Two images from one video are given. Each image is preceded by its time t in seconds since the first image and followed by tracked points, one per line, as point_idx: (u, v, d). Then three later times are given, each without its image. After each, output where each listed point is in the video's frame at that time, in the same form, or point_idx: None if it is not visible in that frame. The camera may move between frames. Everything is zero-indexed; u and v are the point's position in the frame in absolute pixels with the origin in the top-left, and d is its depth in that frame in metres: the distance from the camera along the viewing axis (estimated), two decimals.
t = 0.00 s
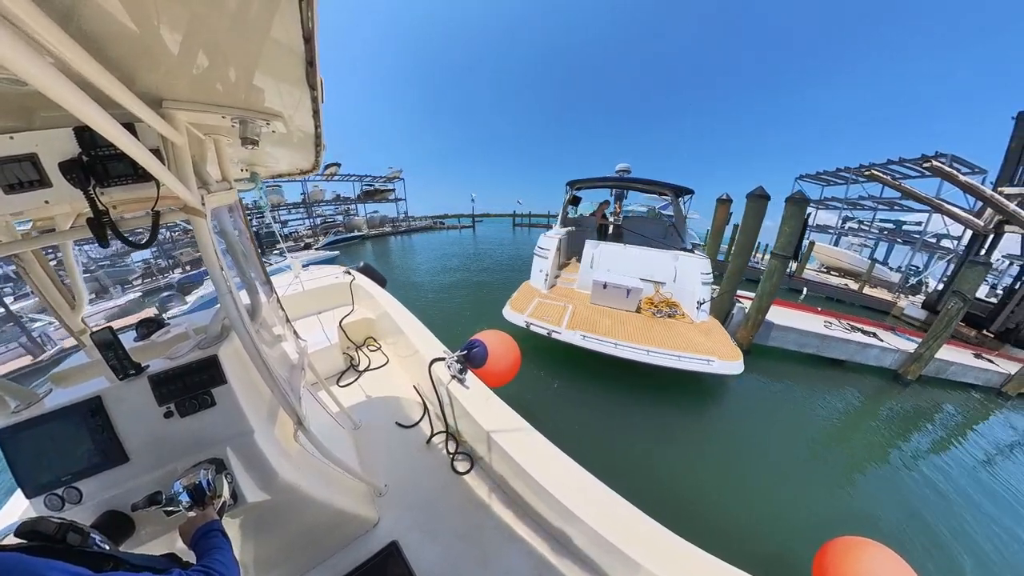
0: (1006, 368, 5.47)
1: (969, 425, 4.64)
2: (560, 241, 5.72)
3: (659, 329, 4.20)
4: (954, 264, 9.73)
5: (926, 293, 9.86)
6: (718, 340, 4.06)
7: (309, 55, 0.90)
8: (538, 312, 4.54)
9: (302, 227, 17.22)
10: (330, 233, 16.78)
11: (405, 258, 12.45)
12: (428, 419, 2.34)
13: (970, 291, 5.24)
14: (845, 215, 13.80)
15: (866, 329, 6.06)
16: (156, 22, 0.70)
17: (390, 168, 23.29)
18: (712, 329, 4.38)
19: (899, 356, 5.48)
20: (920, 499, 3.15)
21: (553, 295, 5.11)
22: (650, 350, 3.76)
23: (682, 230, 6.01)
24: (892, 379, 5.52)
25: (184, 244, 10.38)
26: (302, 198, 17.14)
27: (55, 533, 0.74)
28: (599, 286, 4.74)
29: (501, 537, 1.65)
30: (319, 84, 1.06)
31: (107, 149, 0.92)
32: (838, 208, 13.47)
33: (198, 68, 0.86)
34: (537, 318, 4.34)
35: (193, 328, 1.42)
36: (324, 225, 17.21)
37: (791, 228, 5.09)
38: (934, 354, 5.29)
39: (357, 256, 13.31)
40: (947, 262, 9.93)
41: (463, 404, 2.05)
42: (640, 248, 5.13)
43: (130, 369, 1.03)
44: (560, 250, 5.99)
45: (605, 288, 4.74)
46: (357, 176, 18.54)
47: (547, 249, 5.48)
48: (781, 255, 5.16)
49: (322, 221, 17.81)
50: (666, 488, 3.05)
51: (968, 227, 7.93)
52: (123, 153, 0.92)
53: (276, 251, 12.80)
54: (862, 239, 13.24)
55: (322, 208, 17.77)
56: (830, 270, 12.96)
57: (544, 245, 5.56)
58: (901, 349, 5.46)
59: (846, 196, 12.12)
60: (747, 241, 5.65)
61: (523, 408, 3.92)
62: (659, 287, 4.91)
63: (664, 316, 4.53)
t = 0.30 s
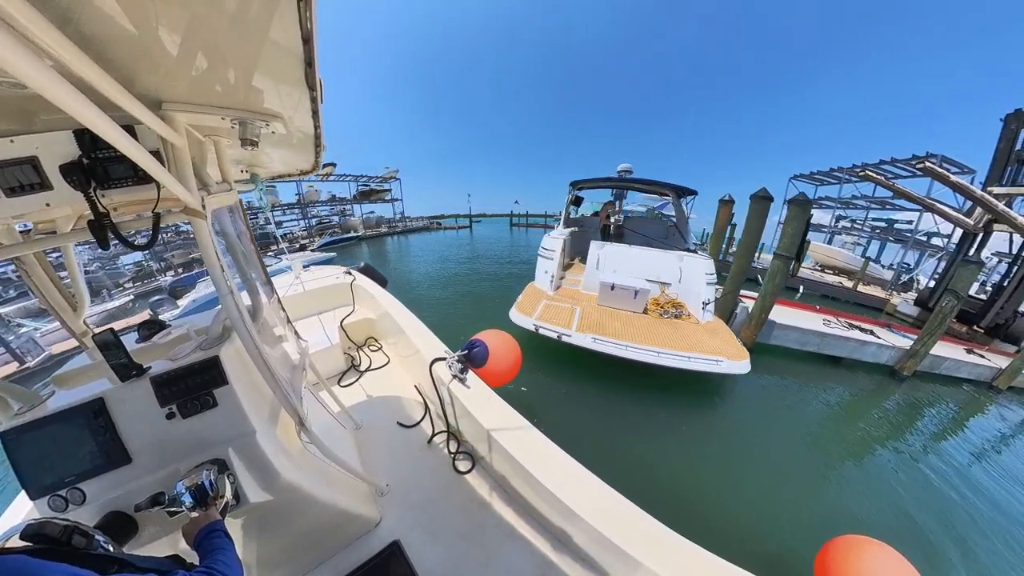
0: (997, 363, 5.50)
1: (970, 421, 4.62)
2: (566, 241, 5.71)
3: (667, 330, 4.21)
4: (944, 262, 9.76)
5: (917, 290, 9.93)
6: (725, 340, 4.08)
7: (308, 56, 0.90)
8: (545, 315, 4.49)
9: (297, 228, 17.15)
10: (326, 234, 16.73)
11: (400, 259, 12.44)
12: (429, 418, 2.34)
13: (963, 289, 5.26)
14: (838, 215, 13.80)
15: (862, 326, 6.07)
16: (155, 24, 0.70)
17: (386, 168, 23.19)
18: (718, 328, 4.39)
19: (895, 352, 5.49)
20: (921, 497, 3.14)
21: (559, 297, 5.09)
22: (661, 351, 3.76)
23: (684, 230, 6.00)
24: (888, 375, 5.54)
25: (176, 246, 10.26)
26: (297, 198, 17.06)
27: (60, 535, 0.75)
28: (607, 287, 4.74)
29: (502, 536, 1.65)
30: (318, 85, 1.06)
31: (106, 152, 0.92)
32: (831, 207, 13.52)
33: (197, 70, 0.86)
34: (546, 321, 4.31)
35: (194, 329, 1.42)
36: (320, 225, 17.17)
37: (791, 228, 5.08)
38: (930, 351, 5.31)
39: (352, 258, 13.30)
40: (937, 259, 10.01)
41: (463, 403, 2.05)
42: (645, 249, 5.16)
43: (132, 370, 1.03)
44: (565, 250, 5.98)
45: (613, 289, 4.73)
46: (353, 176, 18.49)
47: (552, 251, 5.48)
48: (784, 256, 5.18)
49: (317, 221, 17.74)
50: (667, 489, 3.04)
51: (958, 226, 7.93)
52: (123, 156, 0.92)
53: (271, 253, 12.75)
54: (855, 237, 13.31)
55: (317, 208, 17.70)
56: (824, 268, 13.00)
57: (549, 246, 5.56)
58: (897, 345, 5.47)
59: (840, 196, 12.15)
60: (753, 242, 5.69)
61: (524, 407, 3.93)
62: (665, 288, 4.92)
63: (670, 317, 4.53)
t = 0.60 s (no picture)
0: (988, 358, 5.56)
1: (970, 417, 4.62)
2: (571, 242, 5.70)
3: (675, 332, 4.22)
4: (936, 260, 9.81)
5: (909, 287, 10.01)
6: (730, 340, 4.10)
7: (306, 56, 0.90)
8: (554, 318, 4.45)
9: (292, 229, 17.08)
10: (322, 236, 16.70)
11: (395, 260, 12.45)
12: (430, 417, 2.35)
13: (957, 287, 5.30)
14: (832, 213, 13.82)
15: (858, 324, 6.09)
16: (152, 26, 0.70)
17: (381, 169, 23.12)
18: (725, 328, 4.44)
19: (890, 348, 5.52)
20: (922, 494, 3.14)
21: (566, 299, 5.08)
22: (670, 353, 3.77)
23: (686, 230, 6.00)
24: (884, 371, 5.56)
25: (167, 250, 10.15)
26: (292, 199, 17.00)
27: (68, 537, 0.75)
28: (614, 289, 4.81)
29: (505, 534, 1.66)
30: (317, 85, 1.06)
31: (106, 154, 0.92)
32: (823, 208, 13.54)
33: (195, 71, 0.86)
34: (554, 324, 4.28)
35: (196, 330, 1.43)
36: (316, 227, 17.11)
37: (791, 227, 5.09)
38: (925, 347, 5.33)
39: (349, 260, 13.31)
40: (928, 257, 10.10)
41: (464, 402, 2.07)
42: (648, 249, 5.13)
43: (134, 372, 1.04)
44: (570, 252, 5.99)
45: (619, 291, 4.77)
46: (349, 176, 18.46)
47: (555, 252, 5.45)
48: (786, 256, 5.16)
49: (313, 223, 17.73)
50: (668, 488, 3.03)
51: (948, 225, 7.95)
52: (122, 158, 0.92)
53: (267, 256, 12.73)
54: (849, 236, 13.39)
55: (313, 209, 17.70)
56: (818, 266, 13.07)
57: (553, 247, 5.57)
58: (892, 342, 5.49)
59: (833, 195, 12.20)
60: (753, 243, 5.64)
61: (525, 405, 3.94)
62: (670, 288, 4.86)
63: (676, 318, 4.58)
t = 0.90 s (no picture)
0: (979, 353, 5.66)
1: (969, 413, 4.65)
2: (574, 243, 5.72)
3: (682, 333, 4.22)
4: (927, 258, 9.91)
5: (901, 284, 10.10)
6: (735, 339, 4.14)
7: (304, 56, 0.89)
8: (561, 321, 4.41)
9: (287, 230, 17.02)
10: (317, 237, 16.65)
11: (390, 262, 12.41)
12: (431, 417, 2.36)
13: (950, 285, 5.36)
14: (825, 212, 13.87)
15: (854, 321, 6.13)
16: (150, 26, 0.70)
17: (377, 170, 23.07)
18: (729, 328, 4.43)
19: (886, 345, 5.59)
20: (923, 491, 3.15)
21: (572, 301, 5.02)
22: (679, 354, 3.77)
23: (687, 229, 5.99)
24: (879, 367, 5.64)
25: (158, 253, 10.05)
26: (286, 200, 16.95)
27: (71, 538, 0.77)
28: (620, 290, 4.71)
29: (505, 533, 1.67)
30: (315, 85, 1.05)
31: (104, 156, 0.92)
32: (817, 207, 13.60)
33: (193, 72, 0.86)
34: (562, 326, 4.23)
35: (197, 330, 1.43)
36: (311, 228, 17.05)
37: (791, 227, 5.11)
38: (919, 343, 5.41)
39: (344, 261, 13.31)
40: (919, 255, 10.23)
41: (465, 401, 2.07)
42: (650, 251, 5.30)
43: (136, 372, 1.04)
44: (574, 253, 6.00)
45: (626, 292, 4.71)
46: (344, 176, 18.37)
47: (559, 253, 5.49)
48: (786, 257, 5.16)
49: (308, 224, 17.68)
50: (669, 488, 3.03)
51: (938, 225, 8.02)
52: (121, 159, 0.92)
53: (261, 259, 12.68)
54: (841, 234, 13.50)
55: (308, 210, 17.68)
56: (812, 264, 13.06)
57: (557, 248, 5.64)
58: (887, 339, 5.57)
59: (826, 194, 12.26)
60: (755, 243, 5.68)
61: (525, 405, 3.94)
62: (674, 289, 4.93)
63: (682, 319, 4.55)
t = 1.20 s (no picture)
0: (970, 349, 5.77)
1: (969, 411, 4.64)
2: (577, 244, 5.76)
3: (686, 333, 4.26)
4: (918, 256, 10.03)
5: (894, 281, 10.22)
6: (739, 339, 4.20)
7: (304, 56, 0.89)
8: (568, 323, 4.37)
9: (281, 231, 16.96)
10: (312, 237, 16.59)
11: (385, 262, 12.36)
12: (431, 417, 2.35)
13: (944, 283, 5.39)
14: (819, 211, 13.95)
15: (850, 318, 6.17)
16: (150, 27, 0.70)
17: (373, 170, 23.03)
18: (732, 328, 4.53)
19: (881, 341, 5.63)
20: (923, 489, 3.15)
21: (577, 302, 5.04)
22: (686, 355, 3.79)
23: (688, 229, 5.98)
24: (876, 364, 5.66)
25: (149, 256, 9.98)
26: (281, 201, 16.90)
27: (67, 539, 0.77)
28: (626, 292, 4.73)
29: (505, 533, 1.67)
30: (315, 85, 1.05)
31: (104, 156, 0.92)
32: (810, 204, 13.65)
33: (193, 72, 0.86)
34: (570, 329, 4.20)
35: (196, 331, 1.42)
36: (306, 230, 17.00)
37: (791, 227, 5.11)
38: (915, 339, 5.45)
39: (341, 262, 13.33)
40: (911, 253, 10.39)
41: (465, 401, 2.06)
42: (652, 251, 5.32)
43: (135, 373, 1.03)
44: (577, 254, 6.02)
45: (631, 293, 4.72)
46: (339, 176, 18.30)
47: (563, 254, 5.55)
48: (788, 257, 5.18)
49: (302, 225, 17.65)
50: (669, 488, 3.03)
51: (930, 224, 8.06)
52: (121, 159, 0.92)
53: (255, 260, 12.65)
54: (834, 232, 13.62)
55: (303, 211, 17.69)
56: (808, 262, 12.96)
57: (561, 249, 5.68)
58: (883, 336, 5.61)
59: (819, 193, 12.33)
60: (756, 243, 5.70)
61: (525, 405, 3.94)
62: (678, 290, 4.94)
63: (686, 320, 4.58)
